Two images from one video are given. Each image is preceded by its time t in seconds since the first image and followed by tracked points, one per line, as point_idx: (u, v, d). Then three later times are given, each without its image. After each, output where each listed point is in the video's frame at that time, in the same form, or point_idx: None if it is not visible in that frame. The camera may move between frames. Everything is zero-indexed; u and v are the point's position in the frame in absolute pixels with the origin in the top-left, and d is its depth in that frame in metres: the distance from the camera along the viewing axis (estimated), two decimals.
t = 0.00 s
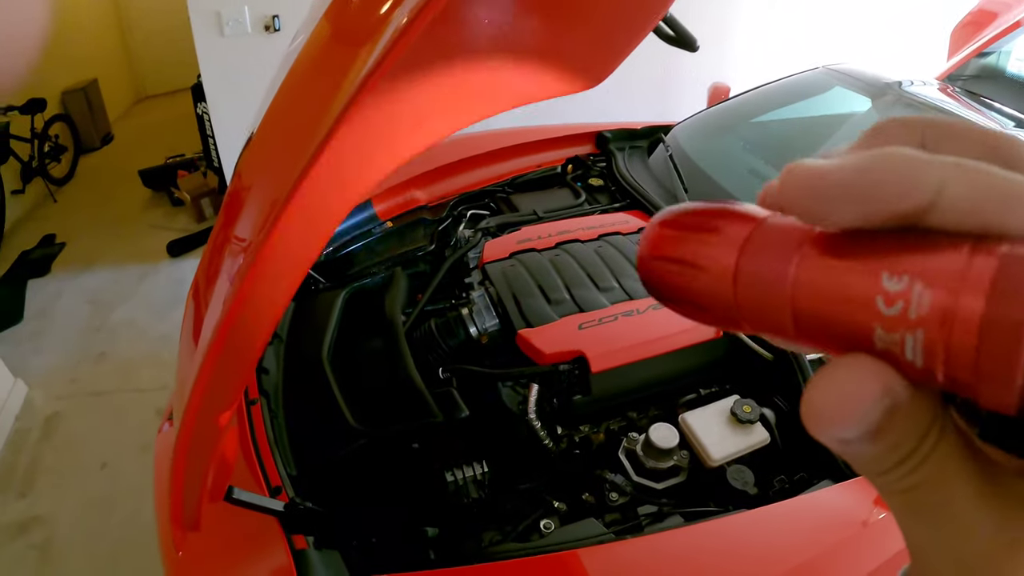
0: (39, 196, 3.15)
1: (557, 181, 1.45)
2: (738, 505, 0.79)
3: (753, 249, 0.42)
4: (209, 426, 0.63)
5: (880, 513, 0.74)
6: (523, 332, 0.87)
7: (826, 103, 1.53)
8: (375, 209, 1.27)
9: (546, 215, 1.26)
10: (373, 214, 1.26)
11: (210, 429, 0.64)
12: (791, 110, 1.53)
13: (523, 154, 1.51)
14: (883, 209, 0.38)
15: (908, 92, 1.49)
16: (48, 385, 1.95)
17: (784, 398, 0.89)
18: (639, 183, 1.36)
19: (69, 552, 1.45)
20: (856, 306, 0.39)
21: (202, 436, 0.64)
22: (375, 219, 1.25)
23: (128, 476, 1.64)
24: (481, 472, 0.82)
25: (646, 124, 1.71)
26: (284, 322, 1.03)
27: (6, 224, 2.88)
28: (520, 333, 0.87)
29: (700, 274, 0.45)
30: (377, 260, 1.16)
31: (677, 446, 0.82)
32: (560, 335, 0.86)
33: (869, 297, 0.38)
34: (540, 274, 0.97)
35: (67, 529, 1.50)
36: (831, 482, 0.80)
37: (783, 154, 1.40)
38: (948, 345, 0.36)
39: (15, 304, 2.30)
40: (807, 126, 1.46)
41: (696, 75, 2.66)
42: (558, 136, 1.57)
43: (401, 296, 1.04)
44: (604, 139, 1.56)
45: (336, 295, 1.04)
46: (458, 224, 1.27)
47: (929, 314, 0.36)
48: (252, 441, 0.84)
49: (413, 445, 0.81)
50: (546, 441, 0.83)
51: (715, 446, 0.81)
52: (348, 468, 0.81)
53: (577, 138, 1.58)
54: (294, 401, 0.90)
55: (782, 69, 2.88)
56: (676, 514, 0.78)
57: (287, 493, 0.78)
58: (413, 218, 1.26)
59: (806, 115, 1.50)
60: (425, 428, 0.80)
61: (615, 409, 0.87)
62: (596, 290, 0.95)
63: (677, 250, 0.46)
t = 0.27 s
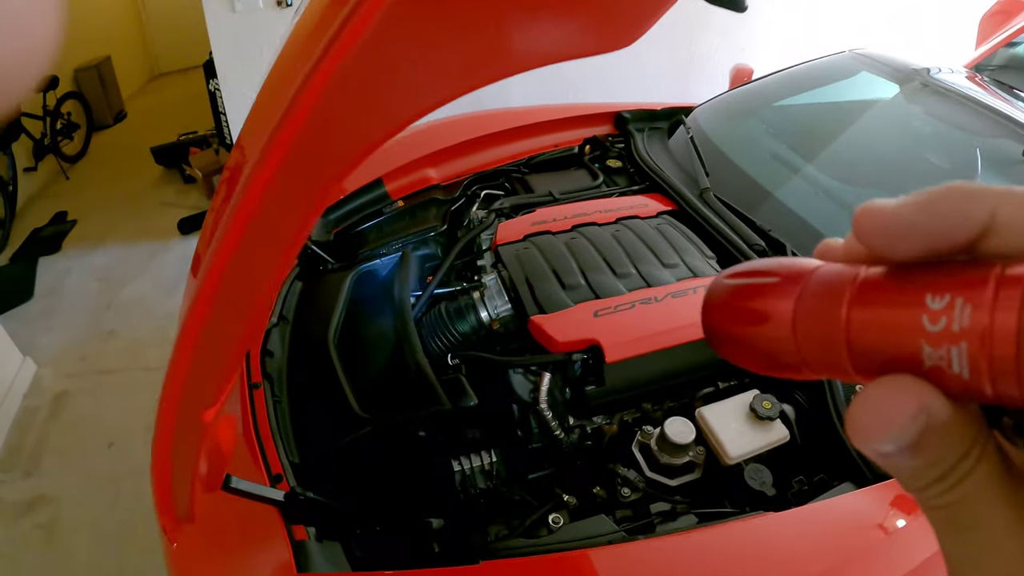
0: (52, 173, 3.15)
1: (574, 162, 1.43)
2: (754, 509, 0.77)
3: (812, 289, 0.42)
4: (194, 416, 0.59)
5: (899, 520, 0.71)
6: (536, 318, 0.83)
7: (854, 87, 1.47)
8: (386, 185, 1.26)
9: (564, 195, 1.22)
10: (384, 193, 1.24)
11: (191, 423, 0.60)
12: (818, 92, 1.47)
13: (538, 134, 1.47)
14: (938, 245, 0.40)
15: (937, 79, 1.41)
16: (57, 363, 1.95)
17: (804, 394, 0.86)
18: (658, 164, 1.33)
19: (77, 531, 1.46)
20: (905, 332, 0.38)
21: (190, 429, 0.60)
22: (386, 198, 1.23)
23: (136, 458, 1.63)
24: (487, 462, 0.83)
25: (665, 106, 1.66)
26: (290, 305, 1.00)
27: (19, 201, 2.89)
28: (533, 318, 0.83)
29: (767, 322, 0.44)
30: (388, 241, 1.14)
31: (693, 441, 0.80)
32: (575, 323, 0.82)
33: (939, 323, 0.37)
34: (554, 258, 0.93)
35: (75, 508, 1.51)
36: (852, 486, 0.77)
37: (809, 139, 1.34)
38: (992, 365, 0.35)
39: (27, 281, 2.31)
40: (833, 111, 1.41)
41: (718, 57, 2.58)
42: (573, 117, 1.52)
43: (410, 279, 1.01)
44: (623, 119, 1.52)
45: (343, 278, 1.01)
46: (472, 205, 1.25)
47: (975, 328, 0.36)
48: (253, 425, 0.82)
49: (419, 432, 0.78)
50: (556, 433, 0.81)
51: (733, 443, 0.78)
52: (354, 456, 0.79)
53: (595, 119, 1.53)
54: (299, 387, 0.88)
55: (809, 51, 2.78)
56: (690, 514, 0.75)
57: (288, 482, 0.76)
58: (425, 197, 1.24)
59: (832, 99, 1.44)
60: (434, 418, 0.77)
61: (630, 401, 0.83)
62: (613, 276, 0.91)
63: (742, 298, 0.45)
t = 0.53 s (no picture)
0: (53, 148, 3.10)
1: (580, 141, 1.37)
2: (755, 525, 0.73)
3: (846, 308, 0.44)
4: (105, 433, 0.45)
5: (912, 532, 0.66)
6: (530, 309, 0.78)
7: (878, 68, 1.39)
8: (382, 163, 1.22)
9: (567, 175, 1.17)
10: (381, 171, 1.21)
11: (110, 450, 0.45)
12: (841, 73, 1.40)
13: (544, 112, 1.41)
14: (985, 262, 0.41)
15: (964, 64, 1.35)
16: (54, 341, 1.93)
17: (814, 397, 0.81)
18: (669, 146, 1.27)
19: (70, 513, 1.44)
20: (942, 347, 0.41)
21: (102, 453, 0.45)
22: (383, 176, 1.21)
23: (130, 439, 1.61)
24: (478, 458, 0.77)
25: (678, 85, 1.58)
26: (278, 287, 0.97)
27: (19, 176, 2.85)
28: (527, 309, 0.78)
29: (802, 337, 0.46)
30: (383, 222, 1.10)
31: (695, 446, 0.75)
32: (572, 313, 0.77)
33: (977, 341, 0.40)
34: (553, 243, 0.87)
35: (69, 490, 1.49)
36: (865, 502, 0.72)
37: (829, 124, 1.26)
38: None
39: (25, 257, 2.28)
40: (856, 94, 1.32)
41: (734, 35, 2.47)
42: (581, 95, 1.46)
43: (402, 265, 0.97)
44: (634, 97, 1.46)
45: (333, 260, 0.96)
46: (472, 184, 1.21)
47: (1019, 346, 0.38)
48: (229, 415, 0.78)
49: (405, 426, 0.75)
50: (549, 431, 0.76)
51: (738, 451, 0.73)
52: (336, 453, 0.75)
53: (605, 97, 1.47)
54: (282, 376, 0.85)
55: (829, 32, 2.68)
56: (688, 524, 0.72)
57: (264, 477, 0.73)
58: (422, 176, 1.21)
59: (855, 80, 1.37)
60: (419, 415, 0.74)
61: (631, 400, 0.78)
62: (615, 261, 0.86)
63: (774, 317, 0.48)
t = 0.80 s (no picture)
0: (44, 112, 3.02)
1: (585, 114, 1.28)
2: (760, 551, 0.69)
3: (712, 255, 0.50)
4: None
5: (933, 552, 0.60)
6: (517, 293, 0.70)
7: (908, 44, 1.29)
8: (371, 133, 1.14)
9: (568, 148, 1.08)
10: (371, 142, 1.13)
11: None
12: (867, 47, 1.30)
13: (547, 81, 1.32)
14: (819, 211, 0.52)
15: (997, 44, 1.23)
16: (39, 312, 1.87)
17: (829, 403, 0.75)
18: (680, 120, 1.18)
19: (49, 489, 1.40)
20: (786, 287, 0.46)
21: None
22: (373, 146, 1.12)
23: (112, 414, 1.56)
24: (458, 454, 0.73)
25: (692, 57, 1.49)
26: (253, 264, 0.89)
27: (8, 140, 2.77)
28: (511, 295, 0.70)
29: (679, 282, 0.52)
30: (369, 195, 1.03)
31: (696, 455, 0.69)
32: (565, 300, 0.69)
33: (804, 283, 0.45)
34: (547, 221, 0.79)
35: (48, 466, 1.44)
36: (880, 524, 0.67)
37: (855, 101, 1.17)
38: (848, 308, 0.43)
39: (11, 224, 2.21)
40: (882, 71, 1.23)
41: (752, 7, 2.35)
42: (588, 64, 1.36)
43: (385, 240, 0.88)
44: (645, 68, 1.37)
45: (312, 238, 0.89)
46: (468, 156, 1.13)
47: (837, 284, 0.43)
48: (191, 402, 0.72)
49: (377, 420, 0.70)
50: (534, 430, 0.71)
51: (742, 464, 0.68)
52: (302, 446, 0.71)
53: (613, 67, 1.38)
54: (251, 361, 0.77)
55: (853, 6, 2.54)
56: (682, 540, 0.68)
57: (220, 474, 0.67)
58: (414, 147, 1.12)
59: (883, 56, 1.27)
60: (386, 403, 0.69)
61: (629, 399, 0.71)
62: (615, 243, 0.79)
63: (659, 263, 0.54)
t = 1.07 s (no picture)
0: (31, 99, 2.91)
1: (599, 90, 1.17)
2: None
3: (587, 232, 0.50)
4: None
5: None
6: (523, 283, 0.59)
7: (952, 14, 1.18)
8: (364, 110, 1.04)
9: (581, 123, 0.97)
10: (363, 119, 1.03)
11: None
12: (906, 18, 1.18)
13: (556, 52, 1.20)
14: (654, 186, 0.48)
15: None
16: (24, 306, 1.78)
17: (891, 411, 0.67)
18: (704, 93, 1.06)
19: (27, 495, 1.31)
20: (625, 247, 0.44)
21: None
22: (365, 124, 1.02)
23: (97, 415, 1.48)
24: (457, 468, 0.66)
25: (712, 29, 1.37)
26: (229, 253, 0.78)
27: None
28: (517, 283, 0.59)
29: (571, 258, 0.52)
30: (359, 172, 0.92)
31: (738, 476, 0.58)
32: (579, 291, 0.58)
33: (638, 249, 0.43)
34: (560, 201, 0.69)
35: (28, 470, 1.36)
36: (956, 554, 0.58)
37: (896, 72, 1.05)
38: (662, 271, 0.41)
39: None
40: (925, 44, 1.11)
41: None
42: (601, 34, 1.25)
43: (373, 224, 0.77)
44: (661, 41, 1.24)
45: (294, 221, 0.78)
46: (471, 132, 1.02)
47: (654, 241, 0.41)
48: (148, 409, 0.62)
49: (362, 430, 0.60)
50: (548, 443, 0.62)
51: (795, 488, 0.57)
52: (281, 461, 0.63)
53: (627, 40, 1.25)
54: (218, 360, 0.67)
55: None
56: None
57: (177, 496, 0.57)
58: (411, 122, 1.02)
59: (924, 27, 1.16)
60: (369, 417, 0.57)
61: (656, 407, 0.61)
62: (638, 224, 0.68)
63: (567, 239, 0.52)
